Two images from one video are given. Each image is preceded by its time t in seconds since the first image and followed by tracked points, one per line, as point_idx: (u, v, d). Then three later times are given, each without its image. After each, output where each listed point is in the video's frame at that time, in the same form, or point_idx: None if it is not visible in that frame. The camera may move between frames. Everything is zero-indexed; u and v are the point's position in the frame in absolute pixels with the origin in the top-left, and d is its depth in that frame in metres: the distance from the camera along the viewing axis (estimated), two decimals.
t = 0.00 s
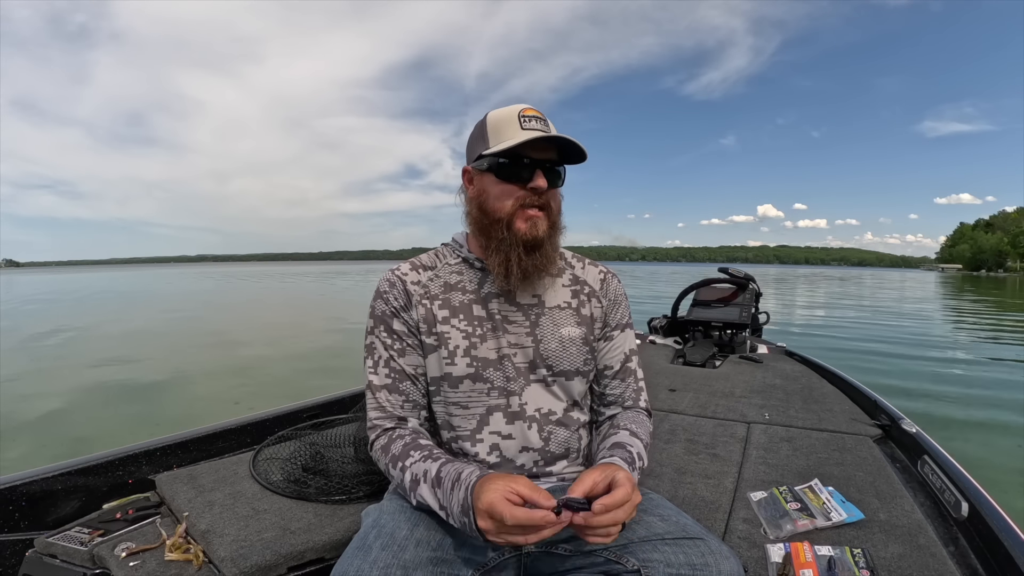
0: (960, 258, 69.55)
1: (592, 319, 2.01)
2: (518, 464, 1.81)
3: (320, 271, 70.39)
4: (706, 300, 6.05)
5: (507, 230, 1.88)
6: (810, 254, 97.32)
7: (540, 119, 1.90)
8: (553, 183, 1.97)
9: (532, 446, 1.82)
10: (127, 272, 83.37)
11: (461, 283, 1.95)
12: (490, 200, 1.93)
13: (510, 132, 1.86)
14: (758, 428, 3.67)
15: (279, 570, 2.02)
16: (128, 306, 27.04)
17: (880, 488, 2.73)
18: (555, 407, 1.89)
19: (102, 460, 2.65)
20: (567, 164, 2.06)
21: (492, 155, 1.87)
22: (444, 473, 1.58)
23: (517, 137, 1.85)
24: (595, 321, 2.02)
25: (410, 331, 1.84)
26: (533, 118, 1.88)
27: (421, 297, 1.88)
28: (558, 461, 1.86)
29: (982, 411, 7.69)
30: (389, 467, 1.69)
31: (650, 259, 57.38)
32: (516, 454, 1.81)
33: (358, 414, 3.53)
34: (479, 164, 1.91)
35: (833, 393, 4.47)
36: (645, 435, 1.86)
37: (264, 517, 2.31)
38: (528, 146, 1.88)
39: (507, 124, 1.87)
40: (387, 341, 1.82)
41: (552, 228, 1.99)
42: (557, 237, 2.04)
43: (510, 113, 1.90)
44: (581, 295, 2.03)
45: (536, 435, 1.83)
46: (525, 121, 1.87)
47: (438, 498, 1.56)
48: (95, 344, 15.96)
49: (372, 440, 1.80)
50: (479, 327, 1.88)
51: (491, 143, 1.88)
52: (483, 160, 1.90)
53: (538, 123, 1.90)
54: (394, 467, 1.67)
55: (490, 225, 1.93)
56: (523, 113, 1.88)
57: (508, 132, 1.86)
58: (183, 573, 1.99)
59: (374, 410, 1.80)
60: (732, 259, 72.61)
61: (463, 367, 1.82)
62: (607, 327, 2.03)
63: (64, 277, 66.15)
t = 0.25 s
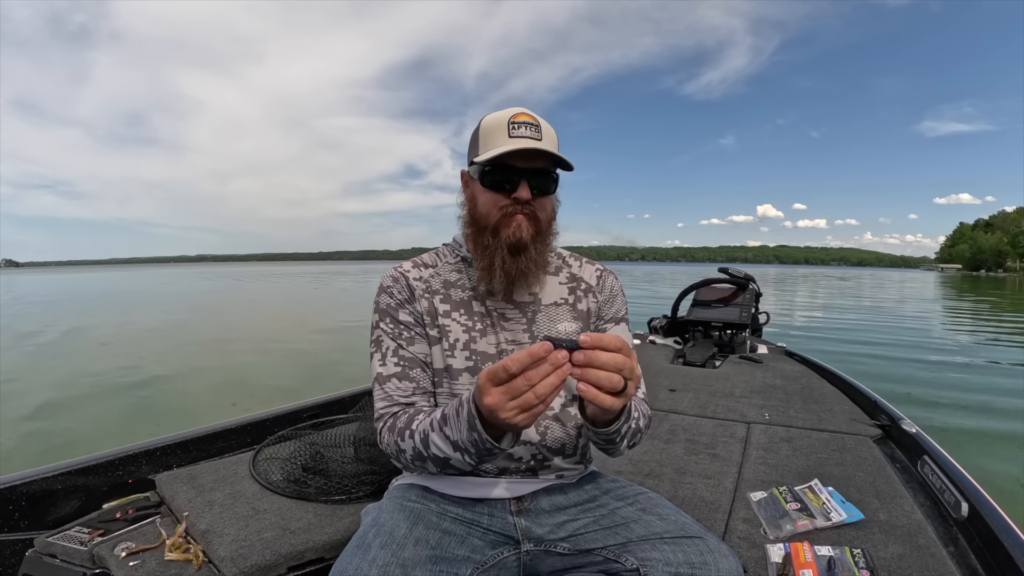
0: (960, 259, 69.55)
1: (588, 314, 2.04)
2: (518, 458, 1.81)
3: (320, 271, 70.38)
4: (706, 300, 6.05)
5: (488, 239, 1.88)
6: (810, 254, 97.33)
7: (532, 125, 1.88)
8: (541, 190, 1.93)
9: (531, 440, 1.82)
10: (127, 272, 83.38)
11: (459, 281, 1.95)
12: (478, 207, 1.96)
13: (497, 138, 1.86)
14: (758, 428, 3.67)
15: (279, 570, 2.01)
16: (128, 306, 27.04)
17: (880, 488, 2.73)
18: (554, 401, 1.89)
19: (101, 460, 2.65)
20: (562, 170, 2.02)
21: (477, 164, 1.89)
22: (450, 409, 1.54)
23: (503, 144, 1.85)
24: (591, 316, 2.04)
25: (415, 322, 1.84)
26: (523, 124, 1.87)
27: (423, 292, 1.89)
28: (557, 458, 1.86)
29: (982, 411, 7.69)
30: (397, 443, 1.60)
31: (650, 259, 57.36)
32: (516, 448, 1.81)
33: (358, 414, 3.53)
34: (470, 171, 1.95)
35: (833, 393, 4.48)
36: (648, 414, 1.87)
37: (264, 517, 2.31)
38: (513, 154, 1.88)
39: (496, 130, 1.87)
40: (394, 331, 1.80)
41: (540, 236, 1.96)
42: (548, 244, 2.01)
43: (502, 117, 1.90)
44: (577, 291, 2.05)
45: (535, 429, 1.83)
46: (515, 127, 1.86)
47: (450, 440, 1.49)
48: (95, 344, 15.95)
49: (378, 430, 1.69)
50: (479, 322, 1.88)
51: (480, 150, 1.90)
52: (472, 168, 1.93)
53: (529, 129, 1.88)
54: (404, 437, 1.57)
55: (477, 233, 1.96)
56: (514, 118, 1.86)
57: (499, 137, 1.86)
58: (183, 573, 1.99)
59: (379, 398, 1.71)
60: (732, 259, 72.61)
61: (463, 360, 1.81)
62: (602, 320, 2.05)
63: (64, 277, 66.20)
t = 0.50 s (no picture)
0: (959, 259, 69.56)
1: (588, 315, 2.04)
2: (518, 457, 1.81)
3: (320, 271, 70.38)
4: (706, 300, 6.05)
5: (490, 238, 1.88)
6: (810, 254, 97.37)
7: (535, 125, 1.88)
8: (542, 191, 1.92)
9: (531, 439, 1.82)
10: (127, 272, 83.43)
11: (461, 281, 1.96)
12: (480, 208, 1.97)
13: (500, 138, 1.86)
14: (758, 428, 3.67)
15: (280, 570, 2.01)
16: (128, 306, 27.06)
17: (880, 489, 2.73)
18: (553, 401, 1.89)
19: (101, 460, 2.65)
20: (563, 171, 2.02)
21: (480, 164, 1.89)
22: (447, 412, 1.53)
23: (506, 144, 1.85)
24: (590, 316, 2.05)
25: (417, 321, 1.84)
26: (526, 124, 1.86)
27: (425, 291, 1.89)
28: (557, 457, 1.86)
29: (982, 411, 7.68)
30: (397, 443, 1.61)
31: (650, 259, 57.46)
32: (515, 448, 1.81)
33: (358, 414, 3.53)
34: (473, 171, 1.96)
35: (833, 393, 4.48)
36: (644, 416, 1.86)
37: (264, 517, 2.31)
38: (514, 154, 1.89)
39: (499, 130, 1.86)
40: (395, 331, 1.80)
41: (540, 236, 1.95)
42: (549, 244, 2.00)
43: (503, 118, 1.89)
44: (578, 292, 2.05)
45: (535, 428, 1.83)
46: (518, 127, 1.86)
47: (448, 443, 1.50)
48: (95, 344, 15.96)
49: (378, 429, 1.69)
50: (480, 322, 1.88)
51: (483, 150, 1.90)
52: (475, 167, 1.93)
53: (532, 129, 1.88)
54: (404, 438, 1.58)
55: (479, 233, 1.96)
56: (517, 119, 1.87)
57: (501, 137, 1.86)
58: (183, 573, 1.99)
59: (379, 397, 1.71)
60: (732, 260, 72.63)
61: (464, 359, 1.82)
62: (601, 320, 2.05)
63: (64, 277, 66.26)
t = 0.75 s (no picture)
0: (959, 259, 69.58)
1: (589, 315, 2.04)
2: (518, 458, 1.81)
3: (320, 271, 70.36)
4: (706, 300, 6.05)
5: (491, 237, 1.88)
6: (809, 254, 97.40)
7: (534, 125, 1.87)
8: (542, 190, 1.92)
9: (532, 440, 1.82)
10: (126, 272, 83.41)
11: (462, 281, 1.96)
12: (480, 207, 1.97)
13: (500, 138, 1.86)
14: (758, 428, 3.67)
15: (279, 570, 2.01)
16: (127, 306, 27.06)
17: (880, 488, 2.73)
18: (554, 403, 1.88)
19: (102, 460, 2.65)
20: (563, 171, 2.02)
21: (480, 164, 1.90)
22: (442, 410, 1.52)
23: (506, 144, 1.85)
24: (592, 317, 2.04)
25: (418, 321, 1.84)
26: (525, 124, 1.86)
27: (426, 291, 1.89)
28: (557, 458, 1.86)
29: (981, 411, 7.69)
30: (394, 440, 1.60)
31: (650, 259, 57.47)
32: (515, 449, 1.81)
33: (358, 414, 3.53)
34: (473, 171, 1.96)
35: (832, 393, 4.48)
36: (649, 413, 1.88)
37: (264, 517, 2.31)
38: (515, 153, 1.89)
39: (499, 130, 1.86)
40: (396, 331, 1.80)
41: (541, 235, 1.95)
42: (549, 243, 2.00)
43: (504, 119, 1.89)
44: (579, 292, 2.05)
45: (536, 429, 1.83)
46: (517, 127, 1.85)
47: (441, 441, 1.49)
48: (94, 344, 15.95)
49: (376, 428, 1.69)
50: (481, 323, 1.88)
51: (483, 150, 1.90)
52: (475, 167, 1.94)
53: (532, 129, 1.88)
54: (400, 435, 1.58)
55: (479, 232, 1.96)
56: (516, 119, 1.87)
57: (501, 137, 1.86)
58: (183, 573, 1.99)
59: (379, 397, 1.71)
60: (732, 260, 72.64)
61: (465, 360, 1.82)
62: (602, 320, 2.05)
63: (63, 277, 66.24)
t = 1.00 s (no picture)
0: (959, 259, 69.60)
1: (590, 310, 2.05)
2: (518, 457, 1.83)
3: (320, 271, 70.35)
4: (706, 300, 6.05)
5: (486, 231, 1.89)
6: (809, 254, 97.42)
7: (527, 120, 1.91)
8: (537, 181, 1.92)
9: (531, 439, 1.84)
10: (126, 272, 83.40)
11: (462, 278, 1.97)
12: (475, 202, 1.98)
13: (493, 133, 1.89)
14: (758, 428, 3.67)
15: (279, 570, 2.01)
16: (127, 306, 27.05)
17: (880, 488, 2.73)
18: (555, 403, 1.90)
19: (102, 460, 2.65)
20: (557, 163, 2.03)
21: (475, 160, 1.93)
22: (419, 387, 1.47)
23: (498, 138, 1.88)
24: (593, 312, 2.05)
25: (417, 316, 1.85)
26: (517, 119, 1.91)
27: (428, 287, 1.92)
28: (558, 458, 1.88)
29: (981, 411, 7.69)
30: (376, 425, 1.56)
31: (650, 259, 57.47)
32: (516, 448, 1.83)
33: (358, 414, 3.53)
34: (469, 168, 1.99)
35: (832, 393, 4.48)
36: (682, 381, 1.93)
37: (264, 517, 2.31)
38: (507, 146, 1.92)
39: (491, 127, 1.91)
40: (394, 324, 1.80)
41: (538, 228, 1.94)
42: (546, 236, 1.99)
43: (496, 117, 1.93)
44: (580, 289, 2.07)
45: (535, 428, 1.85)
46: (510, 121, 1.90)
47: (414, 416, 1.42)
48: (94, 344, 15.94)
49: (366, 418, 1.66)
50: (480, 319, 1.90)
51: (477, 147, 1.94)
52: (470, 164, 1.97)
53: (524, 123, 1.92)
54: (383, 419, 1.53)
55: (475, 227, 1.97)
56: (509, 115, 1.92)
57: (493, 131, 1.89)
58: (183, 573, 1.99)
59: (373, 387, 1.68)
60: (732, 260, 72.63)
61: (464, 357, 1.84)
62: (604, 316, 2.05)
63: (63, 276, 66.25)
